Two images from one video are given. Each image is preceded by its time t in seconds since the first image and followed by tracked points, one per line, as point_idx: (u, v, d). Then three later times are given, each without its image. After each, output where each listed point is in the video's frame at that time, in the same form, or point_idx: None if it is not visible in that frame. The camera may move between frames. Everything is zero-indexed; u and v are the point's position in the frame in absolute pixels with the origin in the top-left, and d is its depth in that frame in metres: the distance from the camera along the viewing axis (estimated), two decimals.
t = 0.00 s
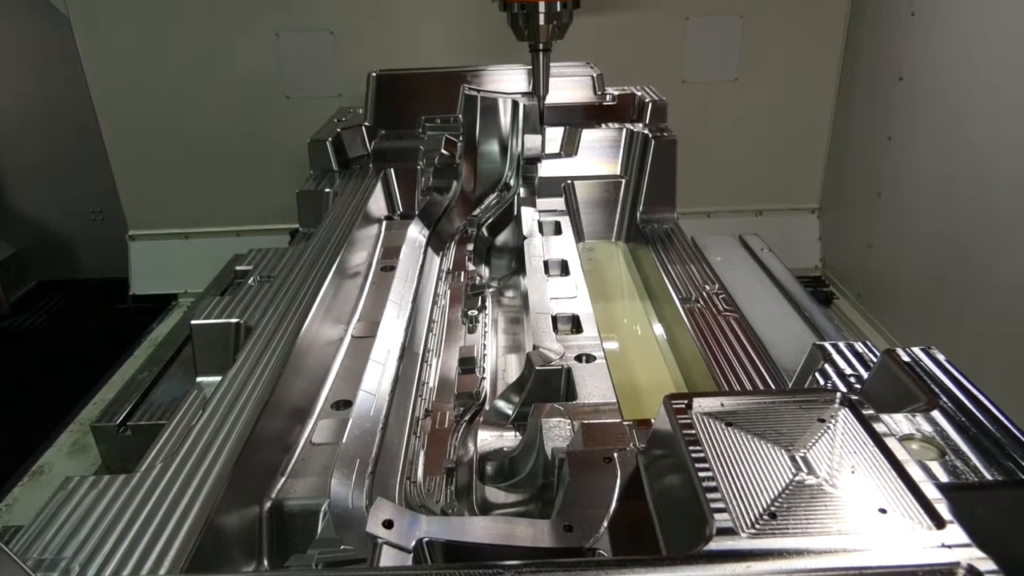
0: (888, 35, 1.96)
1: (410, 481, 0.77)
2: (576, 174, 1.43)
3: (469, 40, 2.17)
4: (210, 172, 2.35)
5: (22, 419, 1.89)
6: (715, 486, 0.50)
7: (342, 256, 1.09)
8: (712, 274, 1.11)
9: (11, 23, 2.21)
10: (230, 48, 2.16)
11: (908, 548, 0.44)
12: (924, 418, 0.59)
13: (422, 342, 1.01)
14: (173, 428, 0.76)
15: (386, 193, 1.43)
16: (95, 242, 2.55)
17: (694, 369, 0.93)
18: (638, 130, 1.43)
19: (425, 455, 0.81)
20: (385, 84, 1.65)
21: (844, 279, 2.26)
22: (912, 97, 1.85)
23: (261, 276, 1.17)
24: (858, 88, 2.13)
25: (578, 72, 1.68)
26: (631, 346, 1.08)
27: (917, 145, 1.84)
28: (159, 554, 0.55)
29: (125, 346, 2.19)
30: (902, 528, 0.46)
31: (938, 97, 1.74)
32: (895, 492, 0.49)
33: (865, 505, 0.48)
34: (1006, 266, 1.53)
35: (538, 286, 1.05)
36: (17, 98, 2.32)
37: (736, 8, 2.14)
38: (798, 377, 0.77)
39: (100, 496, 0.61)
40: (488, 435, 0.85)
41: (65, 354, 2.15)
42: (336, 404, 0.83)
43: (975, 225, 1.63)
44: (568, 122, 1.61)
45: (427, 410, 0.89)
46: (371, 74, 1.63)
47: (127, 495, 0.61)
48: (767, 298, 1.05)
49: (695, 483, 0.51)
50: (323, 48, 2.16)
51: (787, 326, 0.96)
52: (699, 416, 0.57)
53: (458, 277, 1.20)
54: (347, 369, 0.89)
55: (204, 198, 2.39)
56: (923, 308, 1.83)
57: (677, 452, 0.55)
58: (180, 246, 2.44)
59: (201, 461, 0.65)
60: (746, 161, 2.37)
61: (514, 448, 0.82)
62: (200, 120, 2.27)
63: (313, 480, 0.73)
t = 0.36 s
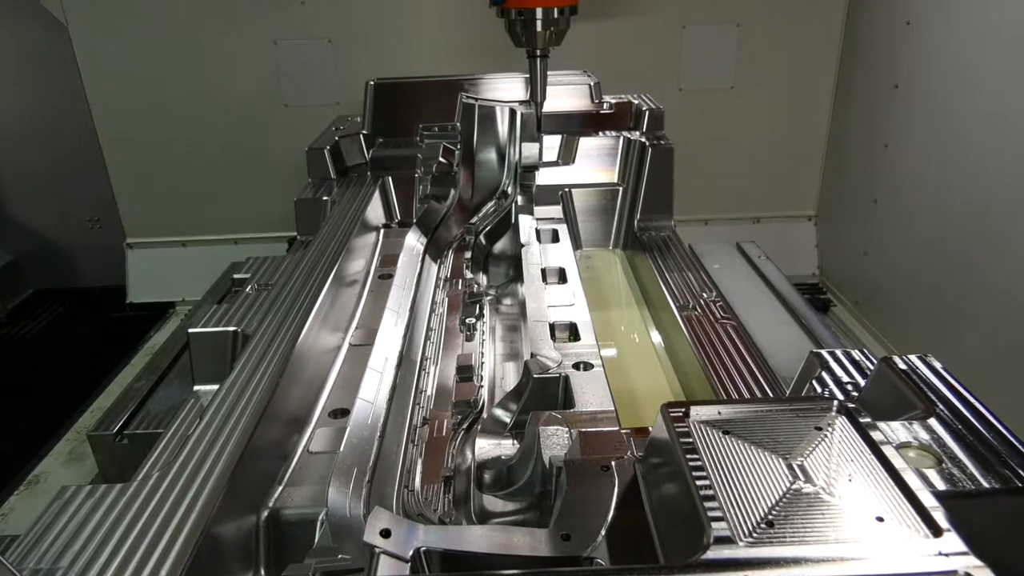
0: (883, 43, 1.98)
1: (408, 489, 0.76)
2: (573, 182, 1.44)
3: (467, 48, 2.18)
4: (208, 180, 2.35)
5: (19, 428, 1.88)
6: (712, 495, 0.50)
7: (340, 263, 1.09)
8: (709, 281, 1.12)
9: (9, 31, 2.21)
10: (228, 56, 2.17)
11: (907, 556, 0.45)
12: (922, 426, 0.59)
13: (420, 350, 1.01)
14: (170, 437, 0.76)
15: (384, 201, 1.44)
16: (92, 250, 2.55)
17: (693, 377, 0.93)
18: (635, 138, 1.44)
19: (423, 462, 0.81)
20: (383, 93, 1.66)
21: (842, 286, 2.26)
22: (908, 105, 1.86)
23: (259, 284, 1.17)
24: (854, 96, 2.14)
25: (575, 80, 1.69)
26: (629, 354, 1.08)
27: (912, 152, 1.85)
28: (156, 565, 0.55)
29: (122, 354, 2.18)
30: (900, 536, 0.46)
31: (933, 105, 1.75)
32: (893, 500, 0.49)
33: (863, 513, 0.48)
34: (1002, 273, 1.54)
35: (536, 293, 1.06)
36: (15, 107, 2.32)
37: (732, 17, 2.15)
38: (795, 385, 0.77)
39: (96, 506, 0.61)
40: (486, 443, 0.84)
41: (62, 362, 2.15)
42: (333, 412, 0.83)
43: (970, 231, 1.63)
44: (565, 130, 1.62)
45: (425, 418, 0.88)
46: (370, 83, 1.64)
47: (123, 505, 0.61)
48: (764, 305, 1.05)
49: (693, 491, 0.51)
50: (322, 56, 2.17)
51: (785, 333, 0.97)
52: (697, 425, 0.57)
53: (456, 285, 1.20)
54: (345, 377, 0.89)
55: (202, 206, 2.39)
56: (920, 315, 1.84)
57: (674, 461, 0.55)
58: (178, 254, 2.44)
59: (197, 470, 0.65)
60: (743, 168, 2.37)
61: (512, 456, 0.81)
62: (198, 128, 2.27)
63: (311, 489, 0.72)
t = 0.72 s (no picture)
0: (878, 52, 1.99)
1: (405, 499, 0.75)
2: (571, 191, 1.44)
3: (465, 57, 2.19)
4: (205, 189, 2.35)
5: (15, 437, 1.88)
6: (709, 504, 0.50)
7: (337, 271, 1.09)
8: (706, 289, 1.12)
9: (8, 40, 2.21)
10: (226, 65, 2.17)
11: (905, 565, 0.45)
12: (919, 434, 0.59)
13: (418, 359, 1.01)
14: (166, 447, 0.76)
15: (381, 210, 1.44)
16: (89, 258, 2.54)
17: (690, 387, 0.93)
18: (632, 147, 1.45)
19: (420, 472, 0.81)
20: (381, 102, 1.67)
21: (839, 294, 2.27)
22: (903, 114, 1.87)
23: (256, 293, 1.17)
24: (850, 105, 2.16)
25: (572, 90, 1.70)
26: (626, 362, 1.08)
27: (908, 161, 1.86)
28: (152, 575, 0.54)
29: (119, 363, 2.18)
30: (897, 545, 0.46)
31: (928, 114, 1.76)
32: (890, 508, 0.49)
33: (860, 522, 0.48)
34: (998, 280, 1.55)
35: (533, 301, 1.06)
36: (13, 116, 2.32)
37: (728, 26, 2.17)
38: (792, 393, 0.77)
39: (92, 516, 0.61)
40: (484, 452, 0.85)
41: (59, 371, 2.14)
42: (330, 421, 0.83)
43: (966, 239, 1.64)
44: (562, 139, 1.63)
45: (422, 427, 0.88)
46: (368, 93, 1.65)
47: (119, 516, 0.61)
48: (761, 313, 1.06)
49: (689, 500, 0.51)
50: (319, 65, 2.18)
51: (782, 341, 0.97)
52: (694, 433, 0.57)
53: (453, 293, 1.19)
54: (342, 386, 0.89)
55: (199, 214, 2.39)
56: (917, 322, 1.84)
57: (671, 470, 0.55)
58: (175, 263, 2.44)
59: (194, 480, 0.65)
60: (740, 176, 2.38)
61: (509, 465, 0.82)
62: (196, 137, 2.27)
63: (308, 498, 0.72)
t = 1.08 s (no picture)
0: (871, 62, 2.00)
1: (402, 510, 0.75)
2: (568, 201, 1.44)
3: (461, 67, 2.20)
4: (202, 199, 2.35)
5: (9, 448, 1.87)
6: (705, 514, 0.50)
7: (334, 281, 1.09)
8: (702, 298, 1.12)
9: (5, 51, 2.22)
10: (223, 75, 2.18)
11: None
12: (914, 444, 0.59)
13: (414, 369, 1.01)
14: (161, 459, 0.75)
15: (378, 220, 1.44)
16: (85, 269, 2.54)
17: (688, 396, 0.93)
18: (628, 156, 1.45)
19: (417, 483, 0.80)
20: (377, 112, 1.67)
21: (835, 303, 2.27)
22: (897, 123, 1.89)
23: (252, 304, 1.17)
24: (844, 114, 2.17)
25: (568, 99, 1.70)
26: (623, 372, 1.08)
27: (902, 170, 1.86)
28: None
29: (114, 374, 2.17)
30: (894, 554, 0.46)
31: (922, 123, 1.77)
32: (886, 517, 0.49)
33: (857, 532, 0.48)
34: (992, 288, 1.55)
35: (529, 311, 1.06)
36: (9, 126, 2.32)
37: (722, 37, 2.18)
38: (789, 403, 0.77)
39: (86, 530, 0.60)
40: (481, 462, 0.86)
41: (54, 382, 2.13)
42: (326, 432, 0.83)
43: (961, 248, 1.65)
44: (559, 149, 1.64)
45: (419, 438, 0.88)
46: (364, 103, 1.66)
47: (113, 529, 0.60)
48: (758, 323, 1.06)
49: (686, 511, 0.51)
50: (316, 76, 2.19)
51: (780, 350, 0.97)
52: (690, 443, 0.57)
53: (450, 303, 1.19)
54: (340, 396, 0.88)
55: (196, 224, 2.39)
56: (913, 330, 1.84)
57: (668, 480, 0.55)
58: (171, 273, 2.44)
59: (189, 493, 0.65)
60: (735, 186, 2.39)
61: (506, 476, 0.83)
62: (193, 147, 2.28)
63: (305, 509, 0.72)
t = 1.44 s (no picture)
0: (866, 73, 2.02)
1: (399, 521, 0.75)
2: (564, 211, 1.45)
3: (459, 78, 2.21)
4: (200, 209, 2.35)
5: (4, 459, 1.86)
6: (703, 525, 0.50)
7: (331, 291, 1.09)
8: (699, 308, 1.12)
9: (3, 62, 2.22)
10: (221, 86, 2.19)
11: None
12: (911, 453, 0.59)
13: (412, 379, 1.00)
14: (157, 470, 0.75)
15: (375, 230, 1.44)
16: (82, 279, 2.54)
17: (684, 405, 0.93)
18: (625, 166, 1.46)
19: (414, 494, 0.80)
20: (375, 122, 1.68)
21: (832, 312, 2.28)
22: (892, 133, 1.90)
23: (249, 314, 1.17)
24: (840, 124, 2.18)
25: (565, 110, 1.70)
26: (621, 381, 1.08)
27: (898, 180, 1.87)
28: None
29: (110, 384, 2.17)
30: (891, 564, 0.46)
31: (917, 133, 1.79)
32: (883, 527, 0.49)
33: (854, 542, 0.48)
34: (987, 297, 1.56)
35: (527, 321, 1.06)
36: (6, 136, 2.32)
37: (718, 48, 2.19)
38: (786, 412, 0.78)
39: (81, 542, 0.60)
40: (478, 472, 0.86)
41: (49, 392, 2.13)
42: (324, 442, 0.82)
43: (956, 257, 1.65)
44: (556, 159, 1.64)
45: (416, 448, 0.88)
46: (362, 113, 1.66)
47: (108, 541, 0.60)
48: (754, 332, 1.06)
49: (683, 521, 0.51)
50: (315, 87, 2.20)
51: (777, 360, 0.97)
52: (687, 454, 0.57)
53: (447, 313, 1.20)
54: (336, 407, 0.88)
55: (193, 234, 2.39)
56: (909, 339, 1.85)
57: (665, 490, 0.55)
58: (168, 283, 2.43)
59: (184, 504, 0.65)
60: (731, 195, 2.40)
61: (503, 486, 0.83)
62: (190, 158, 2.28)
63: (301, 521, 0.72)
